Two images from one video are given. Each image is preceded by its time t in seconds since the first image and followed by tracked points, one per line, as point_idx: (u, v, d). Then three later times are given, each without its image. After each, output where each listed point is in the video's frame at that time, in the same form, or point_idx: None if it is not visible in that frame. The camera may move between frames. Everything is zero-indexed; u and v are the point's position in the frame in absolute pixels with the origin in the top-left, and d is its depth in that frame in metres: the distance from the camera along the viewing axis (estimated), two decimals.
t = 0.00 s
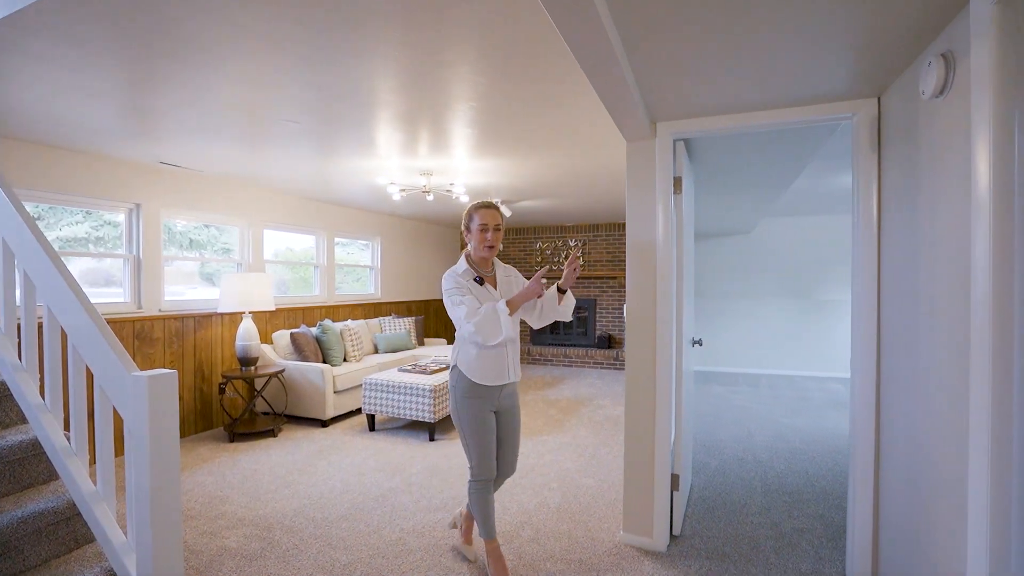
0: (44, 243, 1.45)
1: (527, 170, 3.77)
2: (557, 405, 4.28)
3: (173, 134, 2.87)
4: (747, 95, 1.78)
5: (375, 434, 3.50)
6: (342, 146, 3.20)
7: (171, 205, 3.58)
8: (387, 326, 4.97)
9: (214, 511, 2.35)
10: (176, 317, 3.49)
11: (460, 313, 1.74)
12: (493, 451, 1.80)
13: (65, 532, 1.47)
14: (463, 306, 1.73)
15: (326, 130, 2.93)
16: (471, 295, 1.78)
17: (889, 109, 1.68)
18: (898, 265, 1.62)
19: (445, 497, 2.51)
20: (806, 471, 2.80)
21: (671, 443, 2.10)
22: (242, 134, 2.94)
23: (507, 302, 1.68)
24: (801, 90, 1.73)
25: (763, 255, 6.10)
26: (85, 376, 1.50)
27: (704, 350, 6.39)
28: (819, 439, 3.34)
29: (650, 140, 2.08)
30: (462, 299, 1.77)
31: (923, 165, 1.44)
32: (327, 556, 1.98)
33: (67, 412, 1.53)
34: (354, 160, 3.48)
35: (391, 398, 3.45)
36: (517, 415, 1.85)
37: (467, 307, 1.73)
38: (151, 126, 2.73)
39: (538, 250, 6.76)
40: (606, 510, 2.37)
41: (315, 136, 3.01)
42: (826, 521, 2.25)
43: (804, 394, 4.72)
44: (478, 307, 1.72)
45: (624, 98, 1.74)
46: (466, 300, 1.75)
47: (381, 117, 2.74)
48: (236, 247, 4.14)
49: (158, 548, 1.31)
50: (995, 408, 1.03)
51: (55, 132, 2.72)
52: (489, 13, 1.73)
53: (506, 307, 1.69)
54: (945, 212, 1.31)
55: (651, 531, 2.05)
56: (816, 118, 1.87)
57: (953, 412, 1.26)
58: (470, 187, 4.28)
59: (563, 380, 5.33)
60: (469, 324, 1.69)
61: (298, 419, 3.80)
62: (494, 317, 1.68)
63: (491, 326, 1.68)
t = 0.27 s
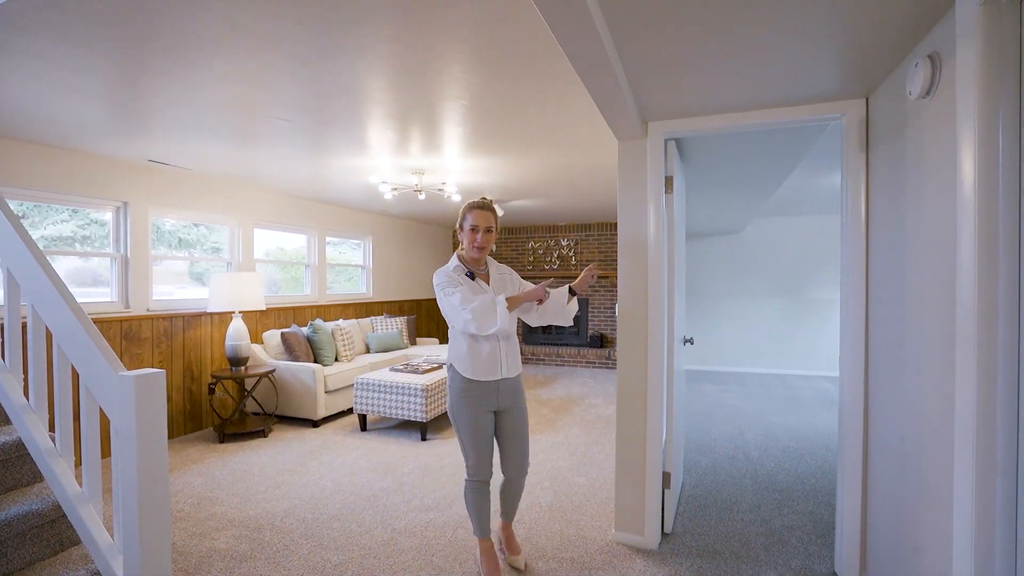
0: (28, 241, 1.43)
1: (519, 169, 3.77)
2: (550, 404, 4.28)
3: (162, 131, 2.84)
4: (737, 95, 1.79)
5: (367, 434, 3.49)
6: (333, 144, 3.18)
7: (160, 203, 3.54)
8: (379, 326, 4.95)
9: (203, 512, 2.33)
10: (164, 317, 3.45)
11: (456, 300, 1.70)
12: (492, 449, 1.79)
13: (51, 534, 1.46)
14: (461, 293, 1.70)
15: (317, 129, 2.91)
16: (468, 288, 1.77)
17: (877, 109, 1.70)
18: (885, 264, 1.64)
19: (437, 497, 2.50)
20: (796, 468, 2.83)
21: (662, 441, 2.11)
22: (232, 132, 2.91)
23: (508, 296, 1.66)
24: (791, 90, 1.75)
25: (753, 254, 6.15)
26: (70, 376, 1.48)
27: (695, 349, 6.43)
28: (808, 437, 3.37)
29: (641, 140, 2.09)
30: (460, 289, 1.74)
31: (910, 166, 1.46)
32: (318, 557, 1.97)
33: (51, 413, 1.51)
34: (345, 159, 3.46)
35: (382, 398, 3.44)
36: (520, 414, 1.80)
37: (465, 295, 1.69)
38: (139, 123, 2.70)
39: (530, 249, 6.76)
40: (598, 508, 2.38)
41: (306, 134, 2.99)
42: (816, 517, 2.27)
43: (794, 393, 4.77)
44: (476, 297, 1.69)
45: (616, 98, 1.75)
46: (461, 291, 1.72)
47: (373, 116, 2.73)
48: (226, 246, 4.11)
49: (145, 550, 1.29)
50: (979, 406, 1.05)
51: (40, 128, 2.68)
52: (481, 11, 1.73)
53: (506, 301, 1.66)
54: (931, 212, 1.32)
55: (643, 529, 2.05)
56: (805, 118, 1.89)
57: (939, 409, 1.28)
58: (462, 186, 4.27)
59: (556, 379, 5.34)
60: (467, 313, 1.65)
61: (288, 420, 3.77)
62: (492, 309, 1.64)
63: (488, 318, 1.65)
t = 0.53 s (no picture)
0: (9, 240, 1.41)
1: (511, 169, 3.77)
2: (541, 404, 4.28)
3: (149, 129, 2.81)
4: (726, 95, 1.80)
5: (358, 434, 3.47)
6: (323, 143, 3.16)
7: (147, 202, 3.49)
8: (370, 326, 4.93)
9: (191, 515, 2.30)
10: (152, 317, 3.40)
11: (443, 299, 1.74)
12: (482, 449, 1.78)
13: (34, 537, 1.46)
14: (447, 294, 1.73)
15: (307, 127, 2.89)
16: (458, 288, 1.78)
17: (864, 110, 1.71)
18: (872, 263, 1.66)
19: (428, 497, 2.49)
20: (785, 466, 2.85)
21: (653, 440, 2.11)
22: (220, 130, 2.88)
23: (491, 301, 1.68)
24: (779, 91, 1.76)
25: (744, 255, 6.19)
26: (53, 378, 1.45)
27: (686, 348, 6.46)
28: (797, 435, 3.39)
29: (631, 139, 2.09)
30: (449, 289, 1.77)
31: (896, 167, 1.47)
32: (308, 558, 1.95)
33: (33, 415, 1.48)
34: (335, 158, 3.44)
35: (373, 398, 3.42)
36: (510, 416, 1.78)
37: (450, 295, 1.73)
38: (126, 121, 2.67)
39: (522, 249, 6.76)
40: (590, 508, 2.38)
41: (295, 132, 2.96)
42: (805, 515, 2.28)
43: (784, 392, 4.80)
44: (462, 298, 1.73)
45: (606, 97, 1.75)
46: (447, 292, 1.75)
47: (363, 114, 2.72)
48: (215, 246, 4.07)
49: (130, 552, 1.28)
50: (963, 404, 1.06)
51: (23, 126, 2.64)
52: (472, 9, 1.72)
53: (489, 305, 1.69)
54: (917, 212, 1.34)
55: (634, 528, 2.05)
56: (794, 118, 1.90)
57: (924, 408, 1.30)
58: (453, 186, 4.26)
59: (548, 379, 5.34)
60: (450, 313, 1.69)
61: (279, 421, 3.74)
62: (473, 312, 1.68)
63: (469, 320, 1.68)
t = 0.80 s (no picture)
0: None
1: (502, 168, 3.76)
2: (533, 403, 4.28)
3: (135, 127, 2.77)
4: (715, 95, 1.80)
5: (348, 435, 3.44)
6: (312, 141, 3.13)
7: (134, 201, 3.45)
8: (361, 326, 4.90)
9: (178, 517, 2.27)
10: (139, 317, 3.36)
11: (425, 308, 1.74)
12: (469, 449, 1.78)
13: (13, 542, 1.54)
14: (428, 301, 1.73)
15: (296, 125, 2.86)
16: (443, 293, 1.77)
17: (851, 110, 1.72)
18: (859, 262, 1.67)
19: (419, 497, 2.48)
20: (775, 465, 2.87)
21: (643, 439, 2.11)
22: (209, 128, 2.86)
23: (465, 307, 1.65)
24: (768, 91, 1.76)
25: (734, 254, 6.23)
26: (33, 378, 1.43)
27: (677, 348, 6.49)
28: (787, 434, 3.41)
29: (622, 139, 2.09)
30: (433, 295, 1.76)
31: (882, 167, 1.48)
32: (295, 560, 1.93)
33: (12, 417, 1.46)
34: (325, 156, 3.41)
35: (364, 398, 3.40)
36: (499, 416, 1.78)
37: (429, 303, 1.72)
38: (111, 118, 2.63)
39: (514, 249, 6.75)
40: (581, 507, 2.38)
41: (284, 130, 2.93)
42: (794, 513, 2.29)
43: (774, 391, 4.83)
44: (440, 304, 1.72)
45: (596, 96, 1.75)
46: (432, 296, 1.75)
47: (354, 113, 2.70)
48: (204, 245, 4.02)
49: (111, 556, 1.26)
50: (948, 402, 1.07)
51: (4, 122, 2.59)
52: (461, 7, 1.71)
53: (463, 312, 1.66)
54: (902, 212, 1.34)
55: (624, 527, 2.06)
56: (783, 118, 1.90)
57: (910, 406, 1.31)
58: (444, 185, 4.24)
59: (540, 379, 5.33)
60: (428, 323, 1.69)
61: (268, 421, 3.70)
62: (448, 320, 1.66)
63: (446, 328, 1.67)
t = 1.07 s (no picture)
0: None
1: (493, 167, 3.75)
2: (525, 403, 4.27)
3: (121, 124, 2.73)
4: (706, 94, 1.81)
5: (339, 435, 3.42)
6: (302, 139, 3.10)
7: (121, 199, 3.40)
8: (352, 326, 4.87)
9: (164, 519, 2.24)
10: (126, 317, 3.31)
11: (397, 314, 1.73)
12: (460, 449, 1.76)
13: None
14: (402, 308, 1.70)
15: (286, 123, 2.84)
16: (424, 298, 1.73)
17: (840, 110, 1.73)
18: (847, 261, 1.68)
19: (410, 498, 2.47)
20: (765, 463, 2.88)
21: (634, 438, 2.11)
22: (196, 125, 2.82)
23: (424, 331, 1.64)
24: (758, 91, 1.77)
25: (725, 254, 6.26)
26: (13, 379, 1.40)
27: (668, 347, 6.52)
28: (776, 432, 3.44)
29: (613, 138, 2.09)
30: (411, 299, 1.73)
31: (871, 167, 1.49)
32: (284, 562, 1.91)
33: None
34: (315, 155, 3.39)
35: (355, 398, 3.37)
36: (491, 416, 1.77)
37: (402, 312, 1.70)
38: (96, 115, 2.59)
39: (506, 249, 6.74)
40: (572, 506, 2.38)
41: (274, 128, 2.91)
42: (783, 511, 2.31)
43: (764, 389, 4.87)
44: (410, 316, 1.70)
45: (587, 95, 1.74)
46: (418, 300, 1.71)
47: (344, 110, 2.68)
48: (193, 244, 3.97)
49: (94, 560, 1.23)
50: (934, 400, 1.08)
51: None
52: (452, 4, 1.69)
53: (423, 335, 1.66)
54: (890, 211, 1.35)
55: (615, 526, 2.06)
56: (773, 118, 1.91)
57: (897, 404, 1.32)
58: (436, 184, 4.22)
59: (531, 379, 5.33)
60: (393, 336, 1.69)
61: (258, 422, 3.67)
62: (408, 339, 1.67)
63: (408, 345, 1.68)
